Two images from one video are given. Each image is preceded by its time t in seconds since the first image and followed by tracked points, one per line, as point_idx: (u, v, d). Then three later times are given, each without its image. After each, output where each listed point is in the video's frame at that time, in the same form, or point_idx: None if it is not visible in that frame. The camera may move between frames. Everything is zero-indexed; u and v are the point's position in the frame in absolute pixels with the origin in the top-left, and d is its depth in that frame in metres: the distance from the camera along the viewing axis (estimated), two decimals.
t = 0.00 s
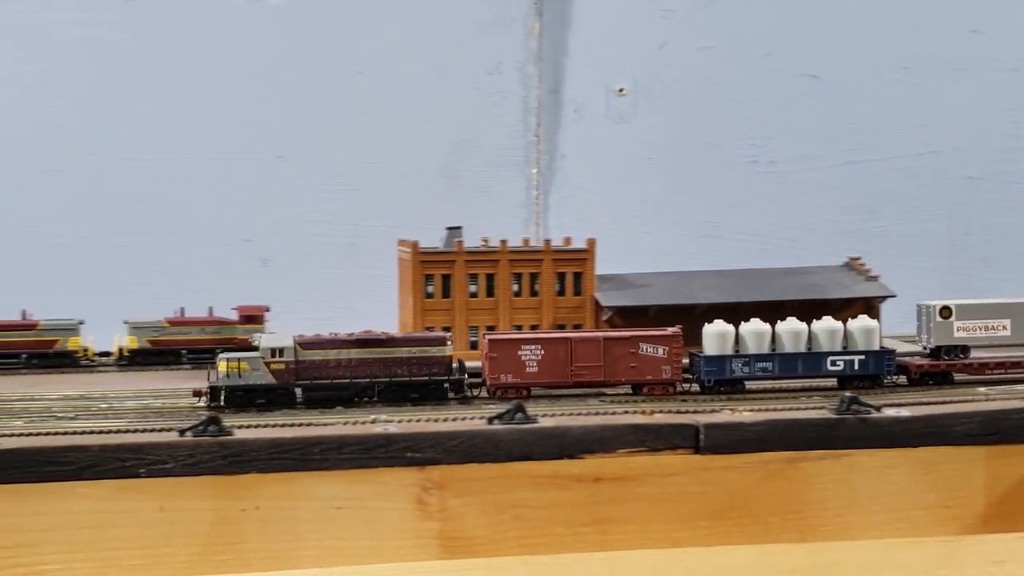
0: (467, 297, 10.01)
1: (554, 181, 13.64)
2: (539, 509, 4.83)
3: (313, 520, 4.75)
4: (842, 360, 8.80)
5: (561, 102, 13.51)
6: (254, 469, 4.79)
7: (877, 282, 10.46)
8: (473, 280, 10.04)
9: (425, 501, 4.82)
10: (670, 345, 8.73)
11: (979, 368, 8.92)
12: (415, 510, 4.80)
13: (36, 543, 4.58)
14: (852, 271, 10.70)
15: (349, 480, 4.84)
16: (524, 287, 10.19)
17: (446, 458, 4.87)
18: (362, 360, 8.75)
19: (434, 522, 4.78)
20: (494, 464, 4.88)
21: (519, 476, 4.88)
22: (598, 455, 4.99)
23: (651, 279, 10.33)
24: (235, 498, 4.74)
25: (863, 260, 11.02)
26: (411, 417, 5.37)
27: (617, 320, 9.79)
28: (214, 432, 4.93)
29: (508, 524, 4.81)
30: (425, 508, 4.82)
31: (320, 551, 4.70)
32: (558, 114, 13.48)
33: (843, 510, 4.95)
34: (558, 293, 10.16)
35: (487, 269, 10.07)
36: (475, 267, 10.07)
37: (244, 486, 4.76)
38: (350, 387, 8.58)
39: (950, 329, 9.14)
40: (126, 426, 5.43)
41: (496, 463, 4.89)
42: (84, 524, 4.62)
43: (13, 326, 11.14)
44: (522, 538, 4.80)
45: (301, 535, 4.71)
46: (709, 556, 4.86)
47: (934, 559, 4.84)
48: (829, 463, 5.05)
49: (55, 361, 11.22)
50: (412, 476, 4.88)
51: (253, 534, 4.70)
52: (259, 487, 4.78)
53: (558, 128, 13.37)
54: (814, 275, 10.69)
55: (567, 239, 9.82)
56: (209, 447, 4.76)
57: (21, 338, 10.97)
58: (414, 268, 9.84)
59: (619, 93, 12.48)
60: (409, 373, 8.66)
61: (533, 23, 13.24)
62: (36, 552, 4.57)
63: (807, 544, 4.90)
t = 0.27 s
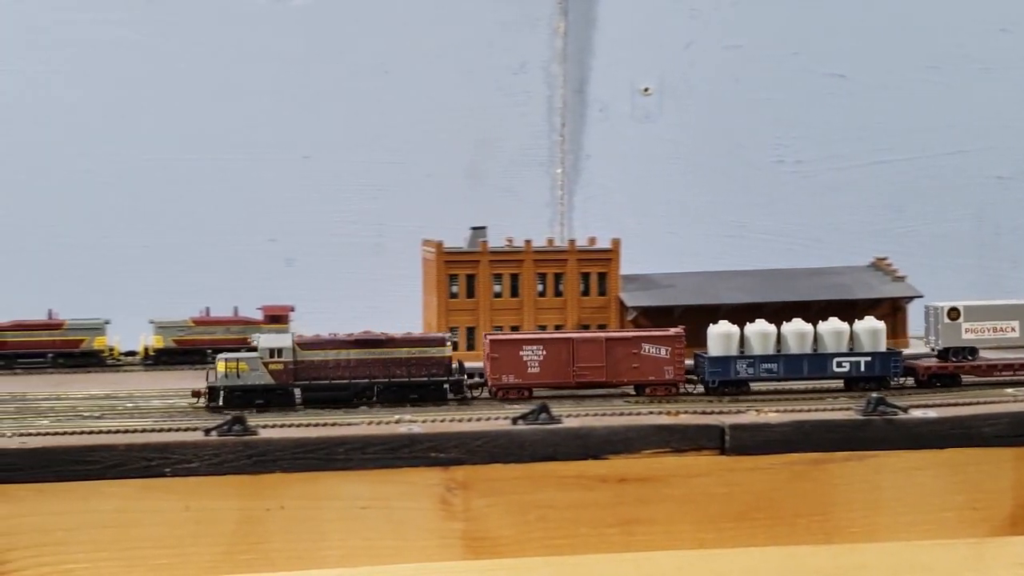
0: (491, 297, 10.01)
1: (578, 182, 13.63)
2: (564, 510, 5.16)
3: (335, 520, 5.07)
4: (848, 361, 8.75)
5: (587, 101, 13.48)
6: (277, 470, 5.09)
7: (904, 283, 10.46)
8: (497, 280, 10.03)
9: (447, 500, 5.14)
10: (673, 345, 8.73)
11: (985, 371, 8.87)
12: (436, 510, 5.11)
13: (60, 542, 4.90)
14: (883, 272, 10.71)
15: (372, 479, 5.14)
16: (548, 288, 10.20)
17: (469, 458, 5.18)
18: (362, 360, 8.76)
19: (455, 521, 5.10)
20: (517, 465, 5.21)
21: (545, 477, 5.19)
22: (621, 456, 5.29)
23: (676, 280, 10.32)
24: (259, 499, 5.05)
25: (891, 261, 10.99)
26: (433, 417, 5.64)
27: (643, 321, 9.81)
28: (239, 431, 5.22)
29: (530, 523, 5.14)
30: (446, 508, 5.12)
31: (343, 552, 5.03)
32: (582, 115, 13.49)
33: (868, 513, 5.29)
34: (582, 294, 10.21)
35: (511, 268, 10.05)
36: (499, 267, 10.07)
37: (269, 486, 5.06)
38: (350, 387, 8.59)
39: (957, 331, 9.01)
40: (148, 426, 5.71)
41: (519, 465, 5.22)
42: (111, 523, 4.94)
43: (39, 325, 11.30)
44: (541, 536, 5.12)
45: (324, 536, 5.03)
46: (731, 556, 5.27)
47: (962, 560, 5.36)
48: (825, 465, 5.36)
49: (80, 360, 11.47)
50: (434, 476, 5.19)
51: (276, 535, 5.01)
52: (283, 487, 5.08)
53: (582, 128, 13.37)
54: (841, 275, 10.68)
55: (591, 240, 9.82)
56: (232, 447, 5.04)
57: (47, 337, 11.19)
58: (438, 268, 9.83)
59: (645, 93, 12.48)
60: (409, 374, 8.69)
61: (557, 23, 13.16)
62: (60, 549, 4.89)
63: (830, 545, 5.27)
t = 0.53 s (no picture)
0: (519, 297, 10.05)
1: (607, 181, 13.64)
2: (591, 510, 5.48)
3: (364, 521, 5.34)
4: (851, 363, 8.72)
5: (615, 100, 13.46)
6: (305, 469, 5.41)
7: (933, 283, 10.46)
8: (525, 280, 10.06)
9: (475, 501, 5.46)
10: (674, 346, 8.78)
11: (990, 373, 8.85)
12: (465, 511, 5.41)
13: (92, 542, 5.17)
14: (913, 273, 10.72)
15: (402, 478, 5.46)
16: (577, 288, 10.19)
17: (496, 459, 5.53)
18: (361, 361, 8.77)
19: (482, 522, 5.39)
20: (542, 467, 5.58)
21: (572, 478, 5.55)
22: (652, 455, 5.66)
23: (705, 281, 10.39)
24: (288, 498, 5.35)
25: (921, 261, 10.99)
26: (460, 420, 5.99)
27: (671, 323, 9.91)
28: (266, 431, 5.54)
29: (553, 524, 5.45)
30: (475, 508, 5.43)
31: (371, 550, 5.29)
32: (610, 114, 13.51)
33: (896, 514, 5.60)
34: (611, 293, 10.17)
35: (539, 268, 10.06)
36: (527, 267, 10.08)
37: (298, 486, 5.36)
38: (349, 389, 8.60)
39: (962, 333, 8.92)
40: (173, 426, 6.01)
41: (544, 466, 5.58)
42: (143, 522, 5.23)
43: (71, 325, 11.62)
44: (566, 536, 5.42)
45: (354, 535, 5.30)
46: (766, 557, 5.56)
47: (989, 561, 5.58)
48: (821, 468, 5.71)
49: (109, 359, 11.79)
50: (461, 476, 5.52)
51: (307, 533, 5.27)
52: (312, 487, 5.38)
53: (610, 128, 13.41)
54: (872, 276, 10.66)
55: (619, 240, 9.79)
56: (263, 446, 5.36)
57: (79, 336, 11.52)
58: (466, 268, 9.86)
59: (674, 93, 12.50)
60: (409, 375, 8.70)
61: (585, 23, 13.13)
62: (92, 549, 5.16)
63: (860, 547, 5.57)
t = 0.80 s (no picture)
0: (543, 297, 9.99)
1: (631, 181, 13.59)
2: (615, 511, 5.52)
3: (386, 522, 5.40)
4: (852, 365, 8.69)
5: (639, 100, 13.49)
6: (329, 468, 5.43)
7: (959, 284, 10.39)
8: (548, 279, 9.99)
9: (498, 501, 5.49)
10: (673, 347, 8.75)
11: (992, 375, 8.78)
12: (488, 511, 5.46)
13: (116, 541, 5.23)
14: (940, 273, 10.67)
15: (427, 478, 5.49)
16: (600, 288, 10.13)
17: (519, 459, 5.53)
18: (359, 362, 8.73)
19: (504, 521, 5.44)
20: (567, 467, 5.60)
21: (596, 479, 5.58)
22: (677, 456, 5.68)
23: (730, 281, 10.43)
24: (312, 498, 5.38)
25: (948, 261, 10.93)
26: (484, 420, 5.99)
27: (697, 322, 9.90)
28: (290, 431, 5.57)
29: (576, 525, 5.50)
30: (498, 508, 5.47)
31: (396, 551, 5.36)
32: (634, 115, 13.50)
33: (922, 514, 5.65)
34: (635, 294, 10.11)
35: (562, 268, 10.00)
36: (550, 266, 10.05)
37: (322, 486, 5.40)
38: (347, 389, 8.57)
39: (963, 334, 8.85)
40: (195, 425, 6.04)
41: (568, 467, 5.60)
42: (165, 521, 5.27)
43: (95, 325, 11.70)
44: (589, 537, 5.48)
45: (378, 535, 5.36)
46: (796, 558, 5.57)
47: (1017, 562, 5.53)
48: (843, 471, 5.72)
49: (134, 359, 11.85)
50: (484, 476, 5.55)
51: (330, 534, 5.33)
52: (334, 487, 5.42)
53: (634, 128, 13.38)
54: (896, 277, 10.60)
55: (644, 240, 9.74)
56: (286, 445, 5.38)
57: (103, 335, 11.59)
58: (490, 268, 9.84)
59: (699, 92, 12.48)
60: (406, 375, 8.66)
61: (609, 22, 13.11)
62: (115, 548, 5.23)
63: (887, 548, 5.63)
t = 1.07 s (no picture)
0: (570, 297, 10.25)
1: (658, 181, 13.60)
2: (641, 512, 5.53)
3: (413, 522, 5.43)
4: (850, 366, 8.66)
5: (667, 100, 13.48)
6: (355, 469, 5.46)
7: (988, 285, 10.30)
8: (575, 280, 10.27)
9: (524, 502, 5.51)
10: (670, 349, 8.74)
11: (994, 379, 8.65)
12: (514, 512, 5.48)
13: (142, 541, 5.28)
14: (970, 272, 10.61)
15: (453, 478, 5.52)
16: (627, 288, 10.35)
17: (546, 459, 5.54)
18: (354, 362, 8.75)
19: (531, 523, 5.45)
20: (593, 467, 5.59)
21: (623, 479, 5.58)
22: (703, 458, 5.68)
23: (758, 281, 10.58)
24: (339, 498, 5.42)
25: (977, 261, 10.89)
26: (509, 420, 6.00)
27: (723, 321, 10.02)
28: (317, 430, 5.60)
29: (603, 525, 5.51)
30: (523, 509, 5.49)
31: (423, 552, 5.39)
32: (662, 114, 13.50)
33: (952, 517, 5.64)
34: (662, 294, 10.28)
35: (589, 269, 10.24)
36: (576, 267, 10.28)
37: (347, 485, 5.43)
38: (341, 390, 8.59)
39: (963, 337, 8.77)
40: (222, 424, 6.08)
41: (595, 467, 5.59)
42: (192, 520, 5.31)
43: (124, 324, 11.81)
44: (615, 537, 5.49)
45: (404, 536, 5.40)
46: (825, 561, 5.58)
47: None
48: (868, 472, 5.71)
49: (162, 359, 11.99)
50: (509, 477, 5.57)
51: (357, 534, 5.37)
52: (361, 487, 5.45)
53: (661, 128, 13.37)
54: (920, 279, 10.63)
55: (670, 240, 9.89)
56: (313, 445, 5.40)
57: (131, 335, 11.70)
58: (517, 268, 10.11)
59: (726, 91, 12.47)
60: (401, 376, 8.68)
61: (636, 22, 13.13)
62: (142, 547, 5.28)
63: (916, 550, 5.64)
